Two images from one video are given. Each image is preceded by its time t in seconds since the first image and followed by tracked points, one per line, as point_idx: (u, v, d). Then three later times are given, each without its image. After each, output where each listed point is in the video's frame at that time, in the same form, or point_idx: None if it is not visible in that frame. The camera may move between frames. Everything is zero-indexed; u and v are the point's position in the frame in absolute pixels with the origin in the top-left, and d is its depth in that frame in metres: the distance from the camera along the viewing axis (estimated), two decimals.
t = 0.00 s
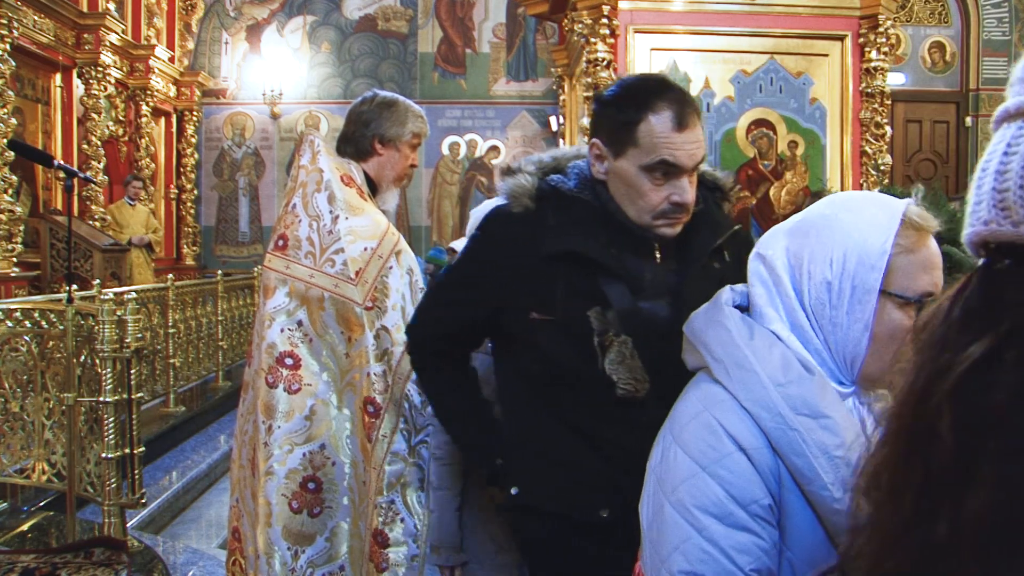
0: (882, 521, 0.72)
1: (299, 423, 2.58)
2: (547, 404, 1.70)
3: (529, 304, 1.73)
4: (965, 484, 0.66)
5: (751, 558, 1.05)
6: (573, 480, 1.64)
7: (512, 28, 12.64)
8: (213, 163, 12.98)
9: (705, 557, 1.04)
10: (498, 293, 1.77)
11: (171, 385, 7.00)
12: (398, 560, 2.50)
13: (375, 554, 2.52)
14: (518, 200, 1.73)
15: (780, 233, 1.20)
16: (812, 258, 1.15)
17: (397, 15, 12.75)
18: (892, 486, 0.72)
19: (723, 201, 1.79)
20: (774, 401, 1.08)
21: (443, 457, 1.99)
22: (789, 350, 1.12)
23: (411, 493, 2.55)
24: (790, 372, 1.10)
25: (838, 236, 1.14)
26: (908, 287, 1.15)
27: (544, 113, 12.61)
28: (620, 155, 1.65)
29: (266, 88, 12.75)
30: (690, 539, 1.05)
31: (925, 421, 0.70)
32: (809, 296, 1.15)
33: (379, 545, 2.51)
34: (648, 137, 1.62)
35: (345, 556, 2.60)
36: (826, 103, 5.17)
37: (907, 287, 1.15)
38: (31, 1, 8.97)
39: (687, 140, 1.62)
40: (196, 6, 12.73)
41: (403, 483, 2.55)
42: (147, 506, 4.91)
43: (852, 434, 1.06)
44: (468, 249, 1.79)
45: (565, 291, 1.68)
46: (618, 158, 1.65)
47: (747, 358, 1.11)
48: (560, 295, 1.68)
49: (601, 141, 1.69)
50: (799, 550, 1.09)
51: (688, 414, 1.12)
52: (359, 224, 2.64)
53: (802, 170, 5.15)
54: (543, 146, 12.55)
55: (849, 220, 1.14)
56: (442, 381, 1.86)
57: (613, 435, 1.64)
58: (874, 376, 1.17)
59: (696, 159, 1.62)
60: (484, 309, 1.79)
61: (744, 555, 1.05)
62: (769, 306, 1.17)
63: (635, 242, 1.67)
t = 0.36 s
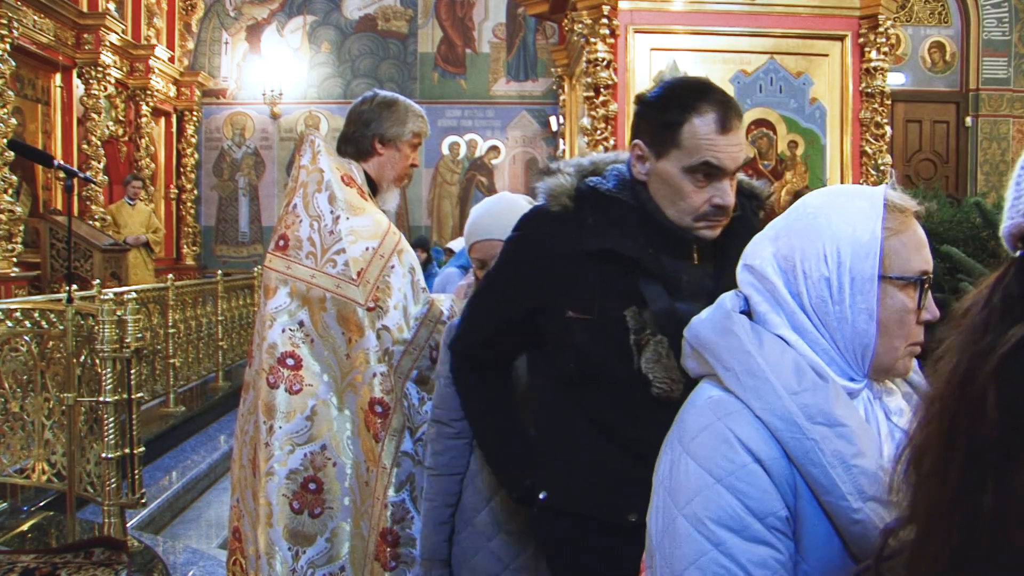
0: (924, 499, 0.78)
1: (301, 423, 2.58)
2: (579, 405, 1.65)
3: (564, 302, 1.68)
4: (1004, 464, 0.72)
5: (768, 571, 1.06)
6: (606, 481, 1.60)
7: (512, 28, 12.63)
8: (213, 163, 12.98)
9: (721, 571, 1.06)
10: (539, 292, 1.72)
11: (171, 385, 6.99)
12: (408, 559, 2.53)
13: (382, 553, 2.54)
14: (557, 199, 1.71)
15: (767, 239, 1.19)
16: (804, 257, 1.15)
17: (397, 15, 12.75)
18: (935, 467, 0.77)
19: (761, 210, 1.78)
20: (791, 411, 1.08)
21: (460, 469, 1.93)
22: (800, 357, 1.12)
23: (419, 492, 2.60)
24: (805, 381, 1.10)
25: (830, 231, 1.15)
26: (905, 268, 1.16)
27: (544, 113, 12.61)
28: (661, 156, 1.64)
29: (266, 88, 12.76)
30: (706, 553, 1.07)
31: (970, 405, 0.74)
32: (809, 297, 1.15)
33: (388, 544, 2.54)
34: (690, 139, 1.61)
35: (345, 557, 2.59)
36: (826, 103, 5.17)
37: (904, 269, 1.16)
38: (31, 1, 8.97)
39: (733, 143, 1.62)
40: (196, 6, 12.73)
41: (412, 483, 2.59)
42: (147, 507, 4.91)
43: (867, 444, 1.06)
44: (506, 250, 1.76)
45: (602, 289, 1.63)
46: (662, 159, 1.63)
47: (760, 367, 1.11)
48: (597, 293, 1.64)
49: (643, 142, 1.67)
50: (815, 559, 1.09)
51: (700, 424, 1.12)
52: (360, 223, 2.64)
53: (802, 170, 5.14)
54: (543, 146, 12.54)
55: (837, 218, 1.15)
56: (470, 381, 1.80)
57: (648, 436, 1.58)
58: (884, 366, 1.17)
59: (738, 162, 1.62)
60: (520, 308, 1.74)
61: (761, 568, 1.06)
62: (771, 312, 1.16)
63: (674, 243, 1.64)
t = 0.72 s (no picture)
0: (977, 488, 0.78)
1: (302, 423, 2.58)
2: (600, 402, 1.60)
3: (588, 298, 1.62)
4: None
5: (800, 569, 1.07)
6: (626, 480, 1.54)
7: (513, 28, 12.63)
8: (213, 163, 12.97)
9: (753, 569, 1.07)
10: (562, 285, 1.66)
11: (171, 385, 6.99)
12: (409, 559, 2.57)
13: (384, 552, 2.57)
14: (581, 194, 1.66)
15: (795, 239, 1.20)
16: (835, 256, 1.16)
17: (396, 14, 12.75)
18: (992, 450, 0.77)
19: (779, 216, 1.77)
20: (824, 408, 1.08)
21: (468, 472, 1.92)
22: (833, 355, 1.13)
23: (420, 491, 2.64)
24: (838, 378, 1.10)
25: (860, 229, 1.16)
26: (936, 261, 1.16)
27: (544, 113, 12.61)
28: (689, 156, 1.62)
29: (266, 88, 12.76)
30: (738, 550, 1.08)
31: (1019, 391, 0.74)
32: (841, 295, 1.15)
33: (389, 544, 2.57)
34: (719, 140, 1.60)
35: (346, 556, 2.60)
36: (826, 103, 5.16)
37: (936, 261, 1.16)
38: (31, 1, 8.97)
39: (761, 151, 1.62)
40: (196, 6, 12.74)
41: (413, 482, 2.62)
42: (147, 506, 4.91)
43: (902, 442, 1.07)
44: (529, 244, 1.69)
45: (626, 284, 1.60)
46: (689, 159, 1.62)
47: (793, 364, 1.12)
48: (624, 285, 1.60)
49: (671, 141, 1.65)
50: (849, 558, 1.09)
51: (733, 420, 1.13)
52: (361, 224, 2.64)
53: (802, 170, 5.15)
54: (543, 146, 12.54)
55: (866, 215, 1.16)
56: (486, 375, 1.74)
57: (667, 433, 1.54)
58: (922, 360, 1.17)
59: (764, 165, 1.62)
60: (544, 304, 1.68)
61: (794, 566, 1.07)
62: (805, 311, 1.17)
63: (697, 241, 1.63)
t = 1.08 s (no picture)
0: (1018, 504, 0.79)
1: (301, 423, 2.58)
2: (605, 402, 1.58)
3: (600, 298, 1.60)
4: None
5: (851, 565, 1.09)
6: (630, 481, 1.53)
7: (512, 28, 12.64)
8: (213, 163, 12.97)
9: (802, 564, 1.09)
10: (569, 285, 1.63)
11: (171, 385, 6.99)
12: (407, 560, 2.55)
13: (382, 553, 2.56)
14: (594, 192, 1.64)
15: (838, 239, 1.22)
16: (879, 254, 1.17)
17: (396, 14, 12.74)
18: None
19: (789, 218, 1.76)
20: (871, 404, 1.10)
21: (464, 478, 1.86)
22: (879, 352, 1.14)
23: (418, 492, 2.61)
24: (886, 374, 1.11)
25: (902, 226, 1.16)
26: (980, 254, 1.16)
27: (544, 113, 12.60)
28: (705, 154, 1.61)
29: (266, 88, 12.76)
30: (787, 546, 1.10)
31: None
32: (887, 292, 1.16)
33: (387, 545, 2.55)
34: (735, 139, 1.58)
35: (346, 556, 2.60)
36: (826, 103, 5.16)
37: (980, 255, 1.16)
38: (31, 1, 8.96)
39: (774, 148, 1.59)
40: (196, 6, 12.74)
41: (411, 483, 2.59)
42: (147, 506, 4.91)
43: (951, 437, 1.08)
44: (539, 240, 1.66)
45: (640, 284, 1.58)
46: (705, 157, 1.60)
47: (838, 360, 1.13)
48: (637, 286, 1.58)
49: (687, 140, 1.63)
50: (898, 555, 1.10)
51: (779, 417, 1.15)
52: (359, 224, 2.64)
53: (802, 170, 5.15)
54: (543, 146, 12.54)
55: (908, 212, 1.17)
56: (480, 373, 1.68)
57: (675, 434, 1.53)
58: (968, 356, 1.16)
59: (779, 164, 1.60)
60: (549, 303, 1.64)
61: (844, 562, 1.08)
62: (851, 309, 1.18)
63: (712, 241, 1.62)
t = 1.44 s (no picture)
0: None
1: (299, 423, 2.58)
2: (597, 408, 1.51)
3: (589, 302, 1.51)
4: None
5: (898, 562, 1.11)
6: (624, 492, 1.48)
7: (512, 28, 12.63)
8: (213, 163, 12.97)
9: (852, 563, 1.12)
10: (557, 286, 1.51)
11: (171, 385, 6.99)
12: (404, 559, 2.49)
13: (380, 553, 2.50)
14: (584, 191, 1.55)
15: (872, 242, 1.25)
16: (912, 257, 1.19)
17: (396, 14, 12.74)
18: None
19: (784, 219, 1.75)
20: (912, 402, 1.12)
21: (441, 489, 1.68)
22: (917, 351, 1.17)
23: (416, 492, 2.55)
24: (925, 372, 1.14)
25: (936, 227, 1.19)
26: (1015, 252, 1.18)
27: (544, 113, 12.59)
28: (697, 156, 1.53)
29: (266, 88, 12.76)
30: (834, 544, 1.13)
31: None
32: (923, 293, 1.19)
33: (385, 544, 2.50)
34: (728, 142, 1.50)
35: (345, 556, 2.59)
36: (826, 103, 5.15)
37: (1016, 252, 1.17)
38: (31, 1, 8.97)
39: (769, 153, 1.49)
40: (196, 6, 12.74)
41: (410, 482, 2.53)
42: (146, 507, 4.90)
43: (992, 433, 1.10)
44: (523, 234, 1.53)
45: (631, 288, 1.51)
46: (696, 159, 1.52)
47: (878, 360, 1.16)
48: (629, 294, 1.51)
49: (679, 138, 1.56)
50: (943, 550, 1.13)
51: (822, 418, 1.18)
52: (357, 224, 2.64)
53: (802, 170, 5.15)
54: (543, 146, 12.54)
55: (940, 213, 1.19)
56: (447, 387, 1.51)
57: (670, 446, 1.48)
58: (1007, 354, 1.18)
59: (774, 171, 1.51)
60: (532, 306, 1.51)
61: (893, 560, 1.11)
62: (886, 310, 1.21)
63: (708, 248, 1.54)
